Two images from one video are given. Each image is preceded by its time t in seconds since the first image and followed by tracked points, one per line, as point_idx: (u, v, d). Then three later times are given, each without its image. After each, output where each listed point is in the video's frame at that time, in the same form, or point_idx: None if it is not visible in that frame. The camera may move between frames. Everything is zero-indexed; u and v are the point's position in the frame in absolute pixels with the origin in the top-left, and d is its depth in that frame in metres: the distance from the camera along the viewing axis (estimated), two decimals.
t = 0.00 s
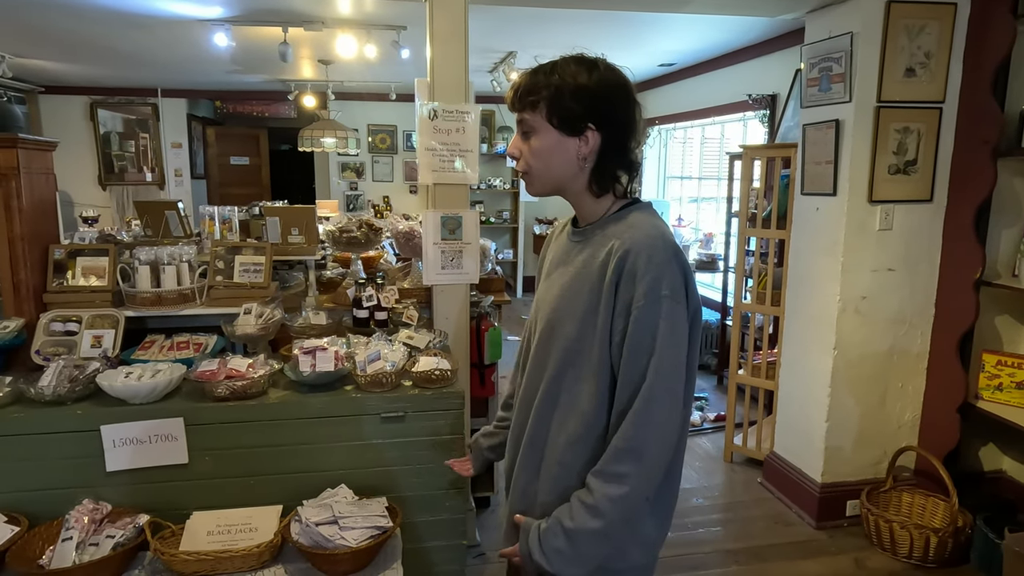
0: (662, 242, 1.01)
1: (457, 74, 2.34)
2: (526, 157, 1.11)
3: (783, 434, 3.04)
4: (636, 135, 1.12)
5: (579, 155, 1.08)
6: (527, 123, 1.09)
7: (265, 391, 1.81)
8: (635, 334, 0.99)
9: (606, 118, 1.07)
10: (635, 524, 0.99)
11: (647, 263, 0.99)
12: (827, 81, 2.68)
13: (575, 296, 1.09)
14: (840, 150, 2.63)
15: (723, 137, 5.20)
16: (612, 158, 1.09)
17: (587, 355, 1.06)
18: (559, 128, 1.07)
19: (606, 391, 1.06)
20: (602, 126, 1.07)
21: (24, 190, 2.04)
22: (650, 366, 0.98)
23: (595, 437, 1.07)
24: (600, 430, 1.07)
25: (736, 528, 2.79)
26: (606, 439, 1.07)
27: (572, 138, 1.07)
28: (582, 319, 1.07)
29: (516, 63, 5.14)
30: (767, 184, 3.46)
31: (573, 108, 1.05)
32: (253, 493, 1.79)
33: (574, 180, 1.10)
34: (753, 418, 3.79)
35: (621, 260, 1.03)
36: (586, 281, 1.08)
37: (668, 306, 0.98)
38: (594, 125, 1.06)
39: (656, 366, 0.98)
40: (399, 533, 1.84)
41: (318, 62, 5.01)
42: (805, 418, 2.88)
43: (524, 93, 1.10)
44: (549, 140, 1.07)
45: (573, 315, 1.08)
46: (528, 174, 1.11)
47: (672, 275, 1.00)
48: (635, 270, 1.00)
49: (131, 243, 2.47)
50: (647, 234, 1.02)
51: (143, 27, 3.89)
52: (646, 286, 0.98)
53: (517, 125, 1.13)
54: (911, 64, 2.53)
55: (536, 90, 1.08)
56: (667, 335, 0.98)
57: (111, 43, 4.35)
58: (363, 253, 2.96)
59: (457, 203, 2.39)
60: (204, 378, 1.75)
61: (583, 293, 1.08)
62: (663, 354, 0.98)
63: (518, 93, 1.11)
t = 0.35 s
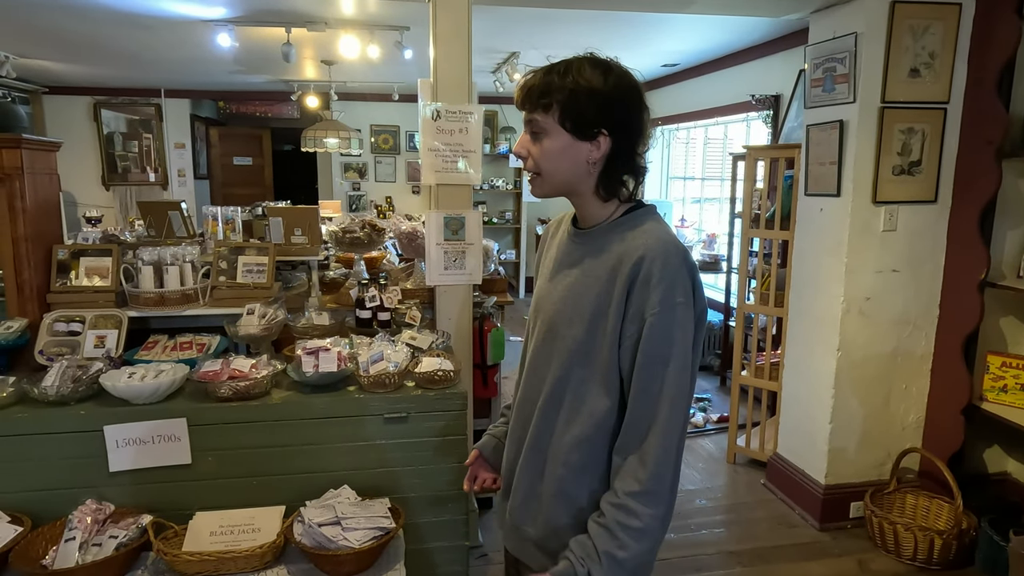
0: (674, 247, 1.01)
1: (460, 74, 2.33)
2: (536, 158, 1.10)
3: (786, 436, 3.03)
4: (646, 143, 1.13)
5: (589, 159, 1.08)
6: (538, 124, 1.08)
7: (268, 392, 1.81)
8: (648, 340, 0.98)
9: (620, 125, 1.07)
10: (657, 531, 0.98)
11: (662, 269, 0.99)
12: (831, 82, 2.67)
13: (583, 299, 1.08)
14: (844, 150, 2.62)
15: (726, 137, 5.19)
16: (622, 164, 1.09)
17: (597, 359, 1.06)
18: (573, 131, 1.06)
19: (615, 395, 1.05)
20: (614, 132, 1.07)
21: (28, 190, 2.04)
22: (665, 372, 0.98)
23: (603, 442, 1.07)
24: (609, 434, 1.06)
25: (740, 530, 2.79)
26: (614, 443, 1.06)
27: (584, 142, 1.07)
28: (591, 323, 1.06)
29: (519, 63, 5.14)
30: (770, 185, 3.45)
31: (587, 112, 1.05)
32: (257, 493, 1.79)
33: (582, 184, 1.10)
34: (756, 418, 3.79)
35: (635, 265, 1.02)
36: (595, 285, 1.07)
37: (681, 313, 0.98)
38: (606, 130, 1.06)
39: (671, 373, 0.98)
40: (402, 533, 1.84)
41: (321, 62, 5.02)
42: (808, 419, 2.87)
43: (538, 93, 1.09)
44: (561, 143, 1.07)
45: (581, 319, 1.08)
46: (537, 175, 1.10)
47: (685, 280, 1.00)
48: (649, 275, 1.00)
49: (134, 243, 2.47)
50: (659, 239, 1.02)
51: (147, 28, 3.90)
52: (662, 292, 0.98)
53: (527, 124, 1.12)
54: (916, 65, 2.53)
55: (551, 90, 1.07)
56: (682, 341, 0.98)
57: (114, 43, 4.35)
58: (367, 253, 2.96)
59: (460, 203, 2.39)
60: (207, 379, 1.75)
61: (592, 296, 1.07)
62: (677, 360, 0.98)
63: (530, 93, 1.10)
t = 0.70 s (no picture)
0: (697, 251, 1.02)
1: (464, 75, 2.33)
2: (564, 151, 1.07)
3: (791, 437, 3.02)
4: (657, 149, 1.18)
5: (619, 157, 1.10)
6: (573, 115, 1.07)
7: (272, 392, 1.81)
8: (679, 346, 0.99)
9: (645, 127, 1.11)
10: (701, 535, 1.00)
11: (691, 274, 0.99)
12: (836, 82, 2.66)
13: (601, 304, 1.06)
14: (849, 151, 2.61)
15: (730, 138, 5.18)
16: (639, 165, 1.13)
17: (619, 366, 1.05)
18: (608, 127, 1.07)
19: (638, 401, 1.05)
20: (642, 132, 1.11)
21: (33, 190, 2.05)
22: (697, 376, 0.99)
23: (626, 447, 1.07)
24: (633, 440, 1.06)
25: (744, 531, 2.78)
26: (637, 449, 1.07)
27: (616, 139, 1.08)
28: (611, 329, 1.05)
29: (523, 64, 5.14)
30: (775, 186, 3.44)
31: (626, 109, 1.07)
32: (260, 493, 1.79)
33: (607, 182, 1.10)
34: (760, 420, 3.78)
35: (660, 269, 1.02)
36: (614, 290, 1.06)
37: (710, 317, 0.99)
38: (637, 130, 1.10)
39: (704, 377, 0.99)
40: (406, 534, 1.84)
41: (325, 62, 5.02)
42: (813, 420, 2.86)
43: (571, 84, 1.07)
44: (595, 139, 1.07)
45: (600, 325, 1.06)
46: (564, 168, 1.08)
47: (710, 284, 1.01)
48: (678, 281, 1.00)
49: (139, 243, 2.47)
50: (681, 243, 1.02)
51: (151, 28, 3.90)
52: (691, 297, 0.99)
53: (551, 115, 1.09)
54: (921, 65, 2.52)
55: (587, 83, 1.06)
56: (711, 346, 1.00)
57: (119, 44, 4.37)
58: (371, 254, 2.96)
59: (465, 203, 2.38)
60: (211, 379, 1.75)
61: (612, 302, 1.06)
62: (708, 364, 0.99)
63: (562, 84, 1.08)
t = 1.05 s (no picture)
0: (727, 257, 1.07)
1: (468, 75, 2.34)
2: (585, 147, 1.05)
3: (796, 438, 3.01)
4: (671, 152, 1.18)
5: (639, 156, 1.10)
6: (597, 111, 1.05)
7: (276, 392, 1.81)
8: (721, 350, 1.03)
9: (664, 128, 1.11)
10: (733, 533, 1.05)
11: (728, 281, 1.04)
12: (841, 82, 2.66)
13: (636, 313, 1.05)
14: (854, 151, 2.61)
15: (735, 138, 5.16)
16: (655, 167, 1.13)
17: (657, 375, 1.05)
18: (631, 125, 1.07)
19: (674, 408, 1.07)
20: (662, 133, 1.11)
21: (39, 190, 2.05)
22: (735, 380, 1.04)
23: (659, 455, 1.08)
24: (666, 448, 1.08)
25: (749, 533, 2.77)
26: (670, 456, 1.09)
27: (637, 138, 1.08)
28: (648, 338, 1.05)
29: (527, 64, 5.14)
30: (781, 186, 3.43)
31: (650, 109, 1.07)
32: (265, 493, 1.79)
33: (626, 181, 1.10)
34: (766, 421, 3.77)
35: (699, 276, 1.04)
36: (649, 298, 1.06)
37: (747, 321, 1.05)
38: (659, 130, 1.10)
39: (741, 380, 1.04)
40: (410, 534, 1.84)
41: (330, 63, 5.03)
42: (818, 422, 2.85)
43: (594, 79, 1.06)
44: (617, 135, 1.06)
45: (637, 335, 1.05)
46: (584, 164, 1.06)
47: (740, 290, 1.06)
48: (718, 286, 1.04)
49: (145, 243, 2.48)
50: (712, 250, 1.06)
51: (156, 29, 3.92)
52: (730, 302, 1.04)
53: (573, 110, 1.07)
54: (927, 65, 2.51)
55: (611, 78, 1.06)
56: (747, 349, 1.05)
57: (125, 45, 4.39)
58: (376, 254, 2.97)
59: (469, 204, 2.39)
60: (216, 379, 1.75)
61: (647, 310, 1.05)
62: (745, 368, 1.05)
63: (585, 77, 1.06)
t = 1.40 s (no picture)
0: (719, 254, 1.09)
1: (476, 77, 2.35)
2: (572, 144, 1.06)
3: (804, 440, 3.00)
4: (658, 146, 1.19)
5: (625, 150, 1.10)
6: (580, 108, 1.06)
7: (285, 392, 1.82)
8: (722, 346, 1.05)
9: (649, 120, 1.12)
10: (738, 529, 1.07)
11: (725, 278, 1.06)
12: (851, 82, 2.65)
13: (635, 314, 1.05)
14: (863, 151, 2.59)
15: (743, 139, 5.14)
16: (643, 160, 1.14)
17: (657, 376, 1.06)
18: (615, 119, 1.07)
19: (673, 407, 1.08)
20: (646, 126, 1.12)
21: (51, 191, 2.07)
22: (736, 375, 1.06)
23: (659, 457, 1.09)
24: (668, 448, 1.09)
25: (757, 535, 2.76)
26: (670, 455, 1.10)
27: (621, 132, 1.08)
28: (648, 339, 1.05)
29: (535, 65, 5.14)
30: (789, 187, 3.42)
31: (633, 102, 1.07)
32: (274, 493, 1.80)
33: (612, 175, 1.10)
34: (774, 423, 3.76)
35: (696, 275, 1.05)
36: (647, 298, 1.06)
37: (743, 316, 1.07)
38: (643, 123, 1.10)
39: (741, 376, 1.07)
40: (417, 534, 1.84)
41: (338, 64, 5.04)
42: (827, 424, 2.84)
43: (575, 76, 1.06)
44: (602, 131, 1.07)
45: (637, 337, 1.05)
46: (572, 162, 1.06)
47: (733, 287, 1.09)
48: (715, 283, 1.05)
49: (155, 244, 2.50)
50: (706, 247, 1.07)
51: (166, 31, 3.94)
52: (728, 300, 1.06)
53: (555, 109, 1.07)
54: (938, 65, 2.50)
55: (592, 74, 1.06)
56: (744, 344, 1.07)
57: (135, 47, 4.42)
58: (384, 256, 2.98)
59: (476, 205, 2.39)
60: (225, 378, 1.77)
61: (645, 311, 1.05)
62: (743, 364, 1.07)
63: (566, 74, 1.07)
